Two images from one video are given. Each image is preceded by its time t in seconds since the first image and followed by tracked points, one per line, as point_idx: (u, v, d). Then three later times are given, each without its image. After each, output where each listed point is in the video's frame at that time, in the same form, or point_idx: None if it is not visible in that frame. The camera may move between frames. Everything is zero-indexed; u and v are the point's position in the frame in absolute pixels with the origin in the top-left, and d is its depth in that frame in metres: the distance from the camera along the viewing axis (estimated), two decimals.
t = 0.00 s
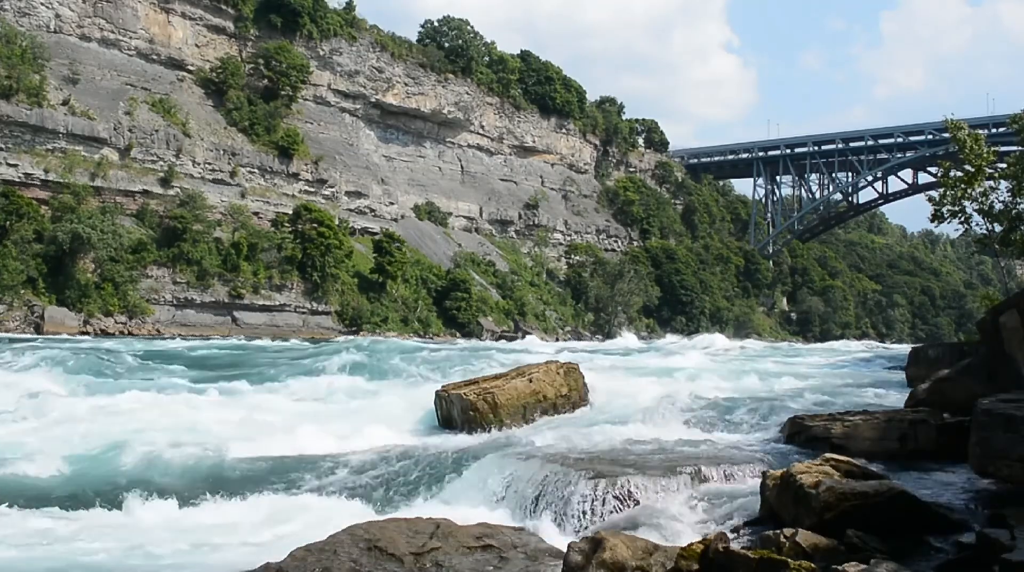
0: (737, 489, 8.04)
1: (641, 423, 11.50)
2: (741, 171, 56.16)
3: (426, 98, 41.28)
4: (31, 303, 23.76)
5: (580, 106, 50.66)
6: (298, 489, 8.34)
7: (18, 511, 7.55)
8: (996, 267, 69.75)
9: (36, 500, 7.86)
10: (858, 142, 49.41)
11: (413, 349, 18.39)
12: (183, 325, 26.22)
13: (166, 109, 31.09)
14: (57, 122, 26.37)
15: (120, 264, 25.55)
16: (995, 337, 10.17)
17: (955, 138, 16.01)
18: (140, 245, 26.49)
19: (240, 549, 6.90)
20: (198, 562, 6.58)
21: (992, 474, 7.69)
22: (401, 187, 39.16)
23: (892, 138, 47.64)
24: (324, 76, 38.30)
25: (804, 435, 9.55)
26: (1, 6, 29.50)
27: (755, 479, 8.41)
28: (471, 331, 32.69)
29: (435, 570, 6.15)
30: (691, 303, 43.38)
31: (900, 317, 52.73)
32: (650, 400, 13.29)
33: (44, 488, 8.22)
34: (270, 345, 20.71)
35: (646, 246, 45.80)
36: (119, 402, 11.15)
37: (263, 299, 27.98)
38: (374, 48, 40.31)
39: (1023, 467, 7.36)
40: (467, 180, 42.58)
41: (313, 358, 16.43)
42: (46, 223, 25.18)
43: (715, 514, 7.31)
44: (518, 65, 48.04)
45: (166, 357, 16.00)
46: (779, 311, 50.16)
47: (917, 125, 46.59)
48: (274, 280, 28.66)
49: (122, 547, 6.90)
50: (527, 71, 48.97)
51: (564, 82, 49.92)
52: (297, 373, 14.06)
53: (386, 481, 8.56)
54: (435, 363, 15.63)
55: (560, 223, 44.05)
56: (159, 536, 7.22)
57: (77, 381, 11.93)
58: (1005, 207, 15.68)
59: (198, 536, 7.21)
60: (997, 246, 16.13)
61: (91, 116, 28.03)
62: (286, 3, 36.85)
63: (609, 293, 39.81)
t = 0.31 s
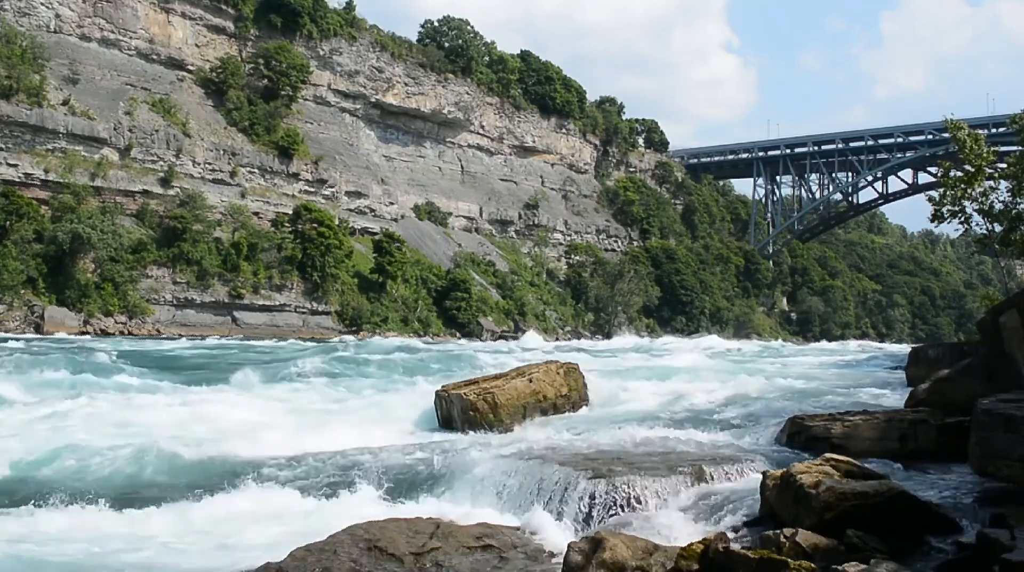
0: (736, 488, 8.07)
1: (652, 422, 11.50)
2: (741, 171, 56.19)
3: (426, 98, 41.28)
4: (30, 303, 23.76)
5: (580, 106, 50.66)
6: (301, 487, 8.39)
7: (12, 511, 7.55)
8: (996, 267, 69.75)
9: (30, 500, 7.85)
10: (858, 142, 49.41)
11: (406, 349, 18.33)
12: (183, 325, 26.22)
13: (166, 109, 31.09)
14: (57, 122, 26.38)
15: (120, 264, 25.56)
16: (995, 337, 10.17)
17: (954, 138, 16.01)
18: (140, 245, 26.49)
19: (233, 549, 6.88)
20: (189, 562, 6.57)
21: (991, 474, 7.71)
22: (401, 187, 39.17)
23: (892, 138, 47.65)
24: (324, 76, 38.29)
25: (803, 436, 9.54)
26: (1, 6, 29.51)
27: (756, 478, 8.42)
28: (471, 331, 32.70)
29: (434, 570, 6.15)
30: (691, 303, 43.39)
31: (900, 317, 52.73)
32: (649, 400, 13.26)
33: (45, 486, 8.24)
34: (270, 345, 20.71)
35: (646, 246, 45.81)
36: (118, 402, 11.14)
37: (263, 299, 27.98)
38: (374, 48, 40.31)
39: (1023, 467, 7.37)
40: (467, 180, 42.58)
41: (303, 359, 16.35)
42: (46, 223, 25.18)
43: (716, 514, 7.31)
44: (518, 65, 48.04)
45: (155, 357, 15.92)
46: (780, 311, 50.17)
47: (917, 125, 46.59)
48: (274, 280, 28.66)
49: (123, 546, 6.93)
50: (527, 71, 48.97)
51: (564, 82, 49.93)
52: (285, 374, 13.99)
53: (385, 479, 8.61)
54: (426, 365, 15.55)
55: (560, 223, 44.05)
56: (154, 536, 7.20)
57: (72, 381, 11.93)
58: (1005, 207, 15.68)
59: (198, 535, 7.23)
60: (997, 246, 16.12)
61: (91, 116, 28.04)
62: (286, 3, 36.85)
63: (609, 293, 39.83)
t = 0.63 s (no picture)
0: (735, 488, 8.06)
1: (656, 423, 11.48)
2: (741, 171, 56.20)
3: (426, 98, 41.28)
4: (30, 303, 23.76)
5: (580, 106, 50.66)
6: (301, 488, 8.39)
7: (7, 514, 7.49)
8: (996, 267, 69.77)
9: (26, 503, 7.83)
10: (858, 142, 49.41)
11: (405, 349, 18.32)
12: (183, 325, 26.22)
13: (165, 109, 31.09)
14: (57, 121, 26.38)
15: (120, 264, 25.56)
16: (995, 337, 10.17)
17: (955, 138, 16.01)
18: (140, 245, 26.49)
19: (233, 551, 6.84)
20: (187, 563, 6.54)
21: (991, 474, 7.71)
22: (401, 187, 39.17)
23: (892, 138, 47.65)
24: (324, 76, 38.30)
25: (803, 436, 9.53)
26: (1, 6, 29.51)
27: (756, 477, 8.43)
28: (471, 331, 32.72)
29: (434, 570, 6.15)
30: (691, 303, 43.39)
31: (900, 317, 52.74)
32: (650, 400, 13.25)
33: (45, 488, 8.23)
34: (269, 345, 20.71)
35: (646, 246, 45.81)
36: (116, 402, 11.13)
37: (263, 299, 27.99)
38: (374, 48, 40.31)
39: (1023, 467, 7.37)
40: (467, 180, 42.58)
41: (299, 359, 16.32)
42: (46, 223, 25.18)
43: (715, 515, 7.30)
44: (518, 65, 48.05)
45: (141, 356, 15.81)
46: (779, 311, 50.18)
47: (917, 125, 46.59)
48: (274, 280, 28.67)
49: (124, 546, 6.92)
50: (527, 71, 48.97)
51: (564, 82, 49.92)
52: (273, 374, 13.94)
53: (386, 480, 8.60)
54: (416, 363, 15.47)
55: (560, 223, 44.04)
56: (155, 536, 7.19)
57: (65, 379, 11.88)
58: (1005, 207, 15.69)
59: (198, 536, 7.22)
60: (997, 246, 16.13)
61: (91, 116, 28.04)
62: (285, 3, 36.86)
63: (609, 293, 39.83)
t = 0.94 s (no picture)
0: (734, 488, 8.05)
1: (655, 423, 11.48)
2: (741, 171, 56.20)
3: (426, 98, 41.27)
4: (30, 303, 23.76)
5: (580, 106, 50.65)
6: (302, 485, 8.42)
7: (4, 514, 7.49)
8: (996, 267, 69.78)
9: (27, 503, 7.83)
10: (858, 142, 49.41)
11: (402, 349, 18.31)
12: (183, 325, 26.22)
13: (166, 109, 31.09)
14: (57, 121, 26.38)
15: (120, 264, 25.55)
16: (995, 337, 10.17)
17: (955, 138, 16.00)
18: (140, 245, 26.48)
19: (237, 550, 6.87)
20: (186, 562, 6.55)
21: (992, 473, 7.70)
22: (401, 187, 39.17)
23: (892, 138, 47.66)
24: (324, 76, 38.30)
25: (803, 435, 9.53)
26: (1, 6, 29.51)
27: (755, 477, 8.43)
28: (471, 331, 32.72)
29: (434, 570, 6.15)
30: (691, 303, 43.38)
31: (900, 317, 52.74)
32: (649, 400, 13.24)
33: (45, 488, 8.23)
34: (269, 345, 20.69)
35: (646, 246, 45.81)
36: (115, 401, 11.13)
37: (263, 299, 27.98)
38: (374, 48, 40.31)
39: None
40: (467, 180, 42.58)
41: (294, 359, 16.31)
42: (46, 223, 25.18)
43: (713, 514, 7.29)
44: (518, 65, 48.05)
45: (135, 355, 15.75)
46: (779, 311, 50.19)
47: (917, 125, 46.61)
48: (274, 280, 28.66)
49: (126, 545, 6.94)
50: (527, 71, 48.97)
51: (564, 82, 49.93)
52: (263, 374, 13.86)
53: (387, 478, 8.62)
54: (412, 363, 15.46)
55: (560, 223, 44.03)
56: (158, 535, 7.21)
57: (49, 377, 11.77)
58: (1006, 207, 15.68)
59: (200, 535, 7.24)
60: (997, 246, 16.12)
61: (91, 116, 28.04)
62: (285, 3, 36.86)
63: (609, 293, 39.83)
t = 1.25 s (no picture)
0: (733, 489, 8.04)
1: (654, 423, 11.48)
2: (741, 171, 56.20)
3: (426, 98, 41.28)
4: (30, 303, 23.77)
5: (580, 106, 50.64)
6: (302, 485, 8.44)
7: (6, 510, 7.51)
8: (996, 267, 69.78)
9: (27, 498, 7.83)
10: (858, 142, 49.42)
11: (399, 349, 18.32)
12: (183, 325, 26.21)
13: (166, 109, 31.09)
14: (57, 122, 26.38)
15: (120, 264, 25.55)
16: (995, 337, 10.16)
17: (955, 138, 16.00)
18: (140, 245, 26.48)
19: (238, 549, 6.91)
20: (188, 561, 6.58)
21: (992, 473, 7.69)
22: (401, 187, 39.17)
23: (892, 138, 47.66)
24: (324, 76, 38.31)
25: (803, 436, 9.53)
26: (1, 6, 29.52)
27: (754, 478, 8.43)
28: (471, 330, 32.73)
29: (435, 570, 6.15)
30: (691, 303, 43.36)
31: (900, 317, 52.73)
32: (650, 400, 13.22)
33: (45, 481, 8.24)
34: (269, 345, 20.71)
35: (646, 246, 45.81)
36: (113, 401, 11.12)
37: (263, 299, 27.97)
38: (374, 48, 40.32)
39: None
40: (467, 180, 42.58)
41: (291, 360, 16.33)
42: (46, 223, 25.18)
43: (713, 514, 7.30)
44: (518, 65, 48.05)
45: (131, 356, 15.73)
46: (779, 311, 50.20)
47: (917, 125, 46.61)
48: (274, 280, 28.65)
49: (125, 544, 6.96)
50: (527, 71, 48.97)
51: (564, 82, 49.93)
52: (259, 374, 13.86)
53: (387, 478, 8.63)
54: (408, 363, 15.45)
55: (560, 223, 44.02)
56: (158, 534, 7.23)
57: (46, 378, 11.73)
58: (1006, 207, 15.68)
59: (200, 534, 7.27)
60: (997, 246, 16.11)
61: (91, 116, 28.04)
62: (285, 3, 36.86)
63: (609, 293, 39.82)
